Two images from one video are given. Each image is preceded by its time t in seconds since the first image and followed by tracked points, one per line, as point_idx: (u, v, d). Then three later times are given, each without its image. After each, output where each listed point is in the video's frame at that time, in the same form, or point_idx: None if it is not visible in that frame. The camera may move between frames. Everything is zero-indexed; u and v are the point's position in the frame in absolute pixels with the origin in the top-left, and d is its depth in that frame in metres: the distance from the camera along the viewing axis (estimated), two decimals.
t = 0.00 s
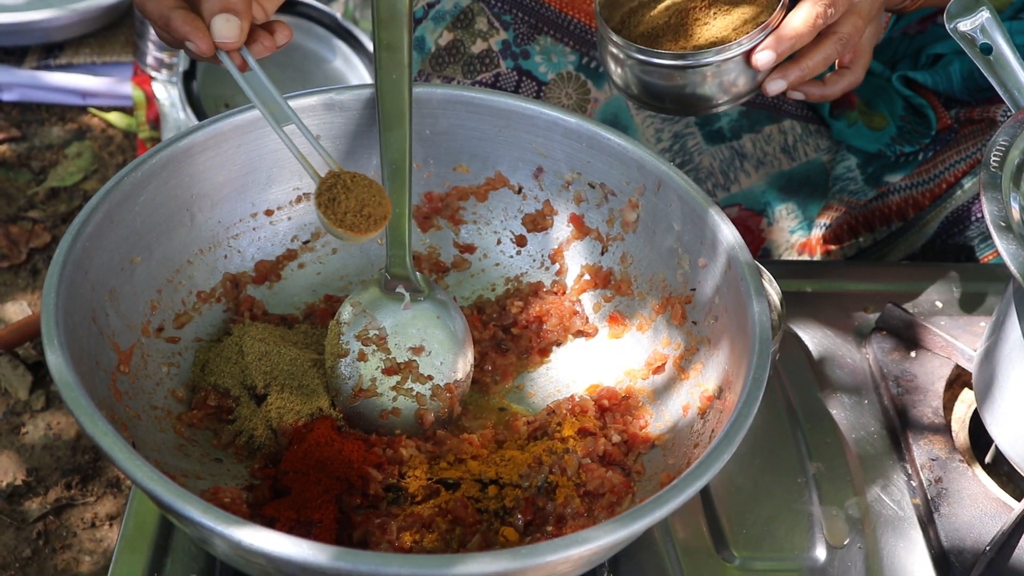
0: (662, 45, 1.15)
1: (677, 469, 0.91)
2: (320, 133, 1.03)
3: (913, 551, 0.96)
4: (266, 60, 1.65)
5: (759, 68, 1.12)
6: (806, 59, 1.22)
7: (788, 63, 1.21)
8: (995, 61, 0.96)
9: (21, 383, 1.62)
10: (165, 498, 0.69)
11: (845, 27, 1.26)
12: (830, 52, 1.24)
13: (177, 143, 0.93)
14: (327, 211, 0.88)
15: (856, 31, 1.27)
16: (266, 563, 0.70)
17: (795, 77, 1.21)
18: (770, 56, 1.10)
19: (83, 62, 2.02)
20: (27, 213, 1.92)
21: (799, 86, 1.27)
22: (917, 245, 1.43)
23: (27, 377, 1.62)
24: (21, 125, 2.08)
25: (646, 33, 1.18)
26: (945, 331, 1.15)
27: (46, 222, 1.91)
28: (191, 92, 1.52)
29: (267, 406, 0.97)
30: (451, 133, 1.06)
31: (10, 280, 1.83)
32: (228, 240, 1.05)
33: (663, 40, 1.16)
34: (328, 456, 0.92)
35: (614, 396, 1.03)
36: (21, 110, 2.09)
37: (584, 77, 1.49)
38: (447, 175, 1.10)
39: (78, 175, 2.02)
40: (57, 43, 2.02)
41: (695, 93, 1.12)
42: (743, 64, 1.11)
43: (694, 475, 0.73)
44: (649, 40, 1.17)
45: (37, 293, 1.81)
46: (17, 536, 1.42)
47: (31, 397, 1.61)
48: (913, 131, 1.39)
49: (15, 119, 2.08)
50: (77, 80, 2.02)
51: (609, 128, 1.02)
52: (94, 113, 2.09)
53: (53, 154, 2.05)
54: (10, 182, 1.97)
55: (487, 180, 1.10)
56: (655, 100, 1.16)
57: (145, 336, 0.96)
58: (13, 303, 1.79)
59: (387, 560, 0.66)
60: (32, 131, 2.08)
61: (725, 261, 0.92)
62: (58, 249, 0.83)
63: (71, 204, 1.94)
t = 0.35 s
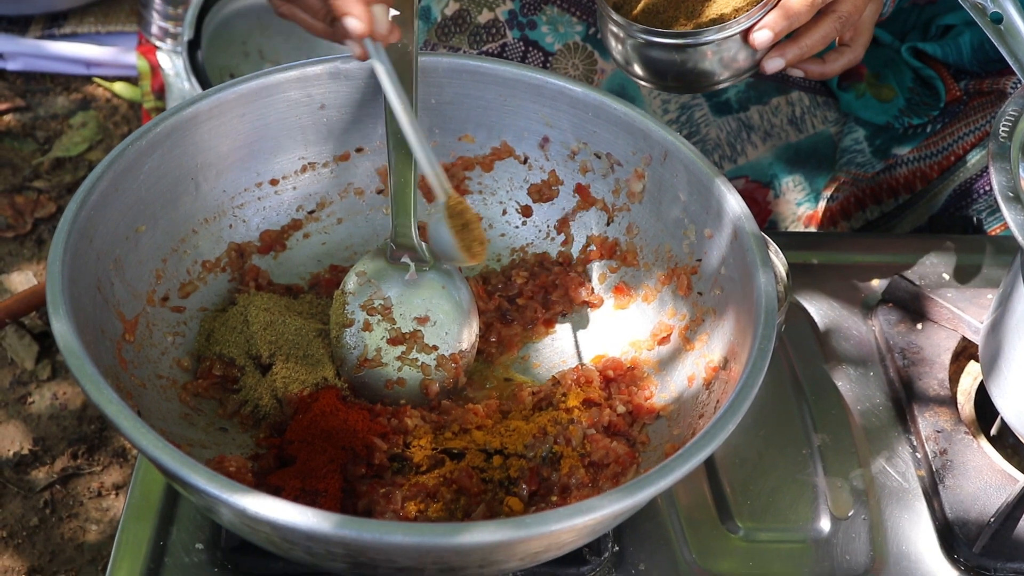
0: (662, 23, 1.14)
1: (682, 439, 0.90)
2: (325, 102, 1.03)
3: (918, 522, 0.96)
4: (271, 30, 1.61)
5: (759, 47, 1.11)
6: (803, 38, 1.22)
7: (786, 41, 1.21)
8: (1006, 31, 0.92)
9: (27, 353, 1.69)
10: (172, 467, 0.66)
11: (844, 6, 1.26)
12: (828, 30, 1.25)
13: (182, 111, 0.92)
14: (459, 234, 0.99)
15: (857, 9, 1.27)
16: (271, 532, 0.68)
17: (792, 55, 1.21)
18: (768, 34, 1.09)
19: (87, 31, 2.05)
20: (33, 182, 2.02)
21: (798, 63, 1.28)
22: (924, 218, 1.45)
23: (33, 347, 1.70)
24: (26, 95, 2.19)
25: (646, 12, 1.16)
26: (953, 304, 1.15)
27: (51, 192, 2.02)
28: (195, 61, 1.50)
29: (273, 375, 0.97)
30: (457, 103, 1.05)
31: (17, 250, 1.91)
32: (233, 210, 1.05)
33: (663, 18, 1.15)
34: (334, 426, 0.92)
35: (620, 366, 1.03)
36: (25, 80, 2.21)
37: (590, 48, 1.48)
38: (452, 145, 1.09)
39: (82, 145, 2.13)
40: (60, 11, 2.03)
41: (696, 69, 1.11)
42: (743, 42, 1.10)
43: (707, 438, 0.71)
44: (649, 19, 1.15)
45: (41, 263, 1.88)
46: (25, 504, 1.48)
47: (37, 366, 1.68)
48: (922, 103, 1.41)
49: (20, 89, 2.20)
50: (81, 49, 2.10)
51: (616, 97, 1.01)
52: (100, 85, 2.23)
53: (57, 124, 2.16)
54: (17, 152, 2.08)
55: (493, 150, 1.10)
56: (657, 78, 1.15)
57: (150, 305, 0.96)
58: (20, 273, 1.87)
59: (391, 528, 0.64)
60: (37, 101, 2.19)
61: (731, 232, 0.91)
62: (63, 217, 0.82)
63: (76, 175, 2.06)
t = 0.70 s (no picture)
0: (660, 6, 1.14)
1: (685, 425, 0.90)
2: (327, 87, 1.02)
3: (920, 509, 0.96)
4: (272, 16, 1.60)
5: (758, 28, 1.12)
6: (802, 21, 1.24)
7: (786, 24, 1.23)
8: (1010, 16, 0.87)
9: (29, 339, 1.69)
10: (171, 450, 0.66)
11: None
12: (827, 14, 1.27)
13: (183, 96, 0.92)
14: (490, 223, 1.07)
15: None
16: (273, 518, 0.67)
17: (791, 38, 1.24)
18: (767, 16, 1.11)
19: (88, 16, 2.14)
20: (34, 168, 2.02)
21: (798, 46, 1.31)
22: (927, 204, 1.46)
23: (35, 333, 1.70)
24: (27, 81, 2.19)
25: None
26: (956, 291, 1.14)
27: (53, 177, 2.01)
28: (198, 48, 1.48)
29: (275, 360, 0.97)
30: (458, 88, 1.05)
31: (18, 235, 1.91)
32: (235, 195, 1.05)
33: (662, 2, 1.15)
34: (335, 412, 0.92)
35: (621, 353, 1.03)
36: (27, 65, 2.21)
37: (592, 34, 1.48)
38: (454, 131, 1.09)
39: (84, 131, 2.12)
40: None
41: (696, 52, 1.10)
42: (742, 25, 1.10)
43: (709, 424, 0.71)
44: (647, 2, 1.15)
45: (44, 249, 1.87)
46: (27, 489, 1.49)
47: (39, 353, 1.68)
48: (925, 89, 1.41)
49: (21, 75, 2.19)
50: (82, 35, 2.17)
51: (618, 83, 1.00)
52: (103, 71, 2.24)
53: (59, 110, 2.16)
54: (19, 138, 2.08)
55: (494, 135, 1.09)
56: (656, 60, 1.14)
57: (151, 290, 0.96)
58: (22, 258, 1.86)
59: (392, 513, 0.63)
60: (38, 86, 2.19)
61: (734, 218, 0.91)
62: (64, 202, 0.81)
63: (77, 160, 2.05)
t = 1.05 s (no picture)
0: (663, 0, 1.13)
1: (686, 418, 0.90)
2: (329, 80, 1.02)
3: (922, 502, 0.95)
4: (273, 8, 1.60)
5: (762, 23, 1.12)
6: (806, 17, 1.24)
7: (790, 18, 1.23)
8: (1013, 9, 0.85)
9: (31, 332, 1.70)
10: (172, 442, 0.66)
11: None
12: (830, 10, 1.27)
13: (185, 89, 0.92)
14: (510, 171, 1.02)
15: None
16: (275, 510, 0.67)
17: (796, 33, 1.23)
18: (773, 11, 1.09)
19: (89, 9, 2.15)
20: (35, 161, 2.02)
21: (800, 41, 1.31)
22: (929, 197, 1.49)
23: (37, 326, 1.70)
24: (28, 74, 2.19)
25: None
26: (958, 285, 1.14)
27: (54, 171, 2.01)
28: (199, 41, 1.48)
29: (276, 354, 0.97)
30: (460, 81, 1.05)
31: (20, 229, 1.90)
32: (236, 188, 1.05)
33: None
34: (337, 405, 0.91)
35: (623, 346, 1.04)
36: (28, 58, 2.21)
37: (595, 27, 1.48)
38: (456, 124, 1.09)
39: (85, 124, 2.12)
40: None
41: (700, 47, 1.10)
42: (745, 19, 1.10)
43: (710, 417, 0.71)
44: None
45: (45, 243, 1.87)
46: (28, 483, 1.49)
47: (40, 346, 1.68)
48: (927, 82, 1.41)
49: (22, 68, 2.19)
50: (83, 28, 2.17)
51: (620, 76, 1.00)
52: (103, 65, 2.24)
53: (60, 103, 2.16)
54: (20, 131, 2.08)
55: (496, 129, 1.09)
56: (660, 55, 1.14)
57: (153, 283, 0.96)
58: (23, 252, 1.86)
59: (393, 506, 0.63)
60: (39, 80, 2.19)
61: (736, 211, 0.91)
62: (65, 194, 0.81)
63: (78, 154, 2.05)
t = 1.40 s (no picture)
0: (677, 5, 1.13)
1: (686, 418, 0.90)
2: (328, 79, 1.02)
3: (921, 502, 0.96)
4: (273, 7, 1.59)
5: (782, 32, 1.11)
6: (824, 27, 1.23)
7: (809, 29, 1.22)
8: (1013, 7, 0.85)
9: (30, 331, 1.70)
10: (171, 442, 0.66)
11: None
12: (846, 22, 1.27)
13: (184, 88, 0.92)
14: None
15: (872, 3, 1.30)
16: (274, 510, 0.67)
17: (816, 42, 1.23)
18: (796, 18, 1.09)
19: (89, 9, 2.15)
20: (35, 161, 2.02)
21: (817, 52, 1.30)
22: (929, 196, 1.50)
23: (36, 325, 1.70)
24: (27, 73, 2.19)
25: None
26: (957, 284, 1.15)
27: (54, 170, 2.01)
28: (199, 41, 1.48)
29: (276, 353, 0.97)
30: (460, 80, 1.05)
31: (19, 228, 1.90)
32: (236, 187, 1.05)
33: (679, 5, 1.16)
34: (336, 405, 0.91)
35: (623, 346, 1.03)
36: (28, 57, 2.21)
37: (595, 26, 1.47)
38: (455, 123, 1.09)
39: (85, 123, 2.12)
40: None
41: (712, 61, 1.10)
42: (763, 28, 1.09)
43: (710, 417, 0.71)
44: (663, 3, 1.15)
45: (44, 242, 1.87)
46: (28, 482, 1.49)
47: (40, 345, 1.68)
48: (927, 82, 1.40)
49: (22, 67, 2.19)
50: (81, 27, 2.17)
51: (619, 75, 1.00)
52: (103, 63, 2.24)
53: (60, 102, 2.16)
54: (19, 130, 2.08)
55: (495, 128, 1.09)
56: (667, 64, 1.13)
57: (153, 283, 0.96)
58: (22, 251, 1.86)
59: (392, 506, 0.63)
60: (39, 79, 2.19)
61: (736, 211, 0.91)
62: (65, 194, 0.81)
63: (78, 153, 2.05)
